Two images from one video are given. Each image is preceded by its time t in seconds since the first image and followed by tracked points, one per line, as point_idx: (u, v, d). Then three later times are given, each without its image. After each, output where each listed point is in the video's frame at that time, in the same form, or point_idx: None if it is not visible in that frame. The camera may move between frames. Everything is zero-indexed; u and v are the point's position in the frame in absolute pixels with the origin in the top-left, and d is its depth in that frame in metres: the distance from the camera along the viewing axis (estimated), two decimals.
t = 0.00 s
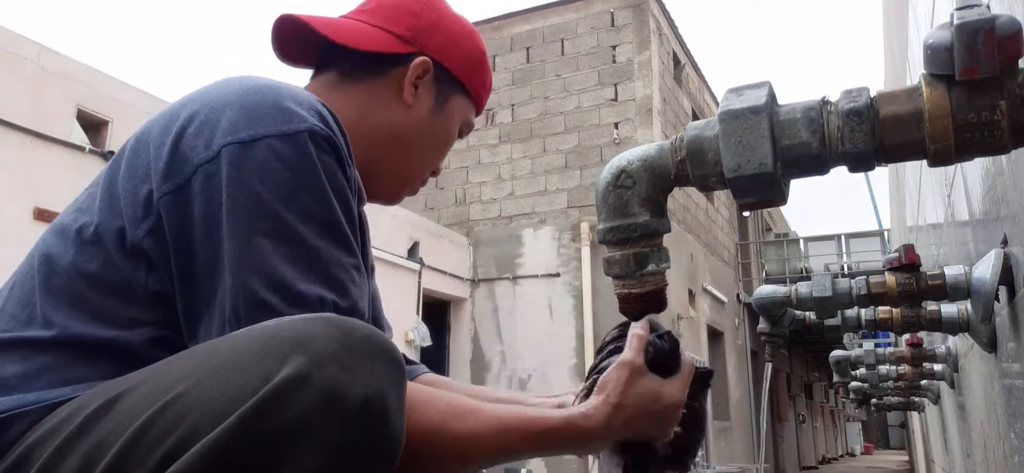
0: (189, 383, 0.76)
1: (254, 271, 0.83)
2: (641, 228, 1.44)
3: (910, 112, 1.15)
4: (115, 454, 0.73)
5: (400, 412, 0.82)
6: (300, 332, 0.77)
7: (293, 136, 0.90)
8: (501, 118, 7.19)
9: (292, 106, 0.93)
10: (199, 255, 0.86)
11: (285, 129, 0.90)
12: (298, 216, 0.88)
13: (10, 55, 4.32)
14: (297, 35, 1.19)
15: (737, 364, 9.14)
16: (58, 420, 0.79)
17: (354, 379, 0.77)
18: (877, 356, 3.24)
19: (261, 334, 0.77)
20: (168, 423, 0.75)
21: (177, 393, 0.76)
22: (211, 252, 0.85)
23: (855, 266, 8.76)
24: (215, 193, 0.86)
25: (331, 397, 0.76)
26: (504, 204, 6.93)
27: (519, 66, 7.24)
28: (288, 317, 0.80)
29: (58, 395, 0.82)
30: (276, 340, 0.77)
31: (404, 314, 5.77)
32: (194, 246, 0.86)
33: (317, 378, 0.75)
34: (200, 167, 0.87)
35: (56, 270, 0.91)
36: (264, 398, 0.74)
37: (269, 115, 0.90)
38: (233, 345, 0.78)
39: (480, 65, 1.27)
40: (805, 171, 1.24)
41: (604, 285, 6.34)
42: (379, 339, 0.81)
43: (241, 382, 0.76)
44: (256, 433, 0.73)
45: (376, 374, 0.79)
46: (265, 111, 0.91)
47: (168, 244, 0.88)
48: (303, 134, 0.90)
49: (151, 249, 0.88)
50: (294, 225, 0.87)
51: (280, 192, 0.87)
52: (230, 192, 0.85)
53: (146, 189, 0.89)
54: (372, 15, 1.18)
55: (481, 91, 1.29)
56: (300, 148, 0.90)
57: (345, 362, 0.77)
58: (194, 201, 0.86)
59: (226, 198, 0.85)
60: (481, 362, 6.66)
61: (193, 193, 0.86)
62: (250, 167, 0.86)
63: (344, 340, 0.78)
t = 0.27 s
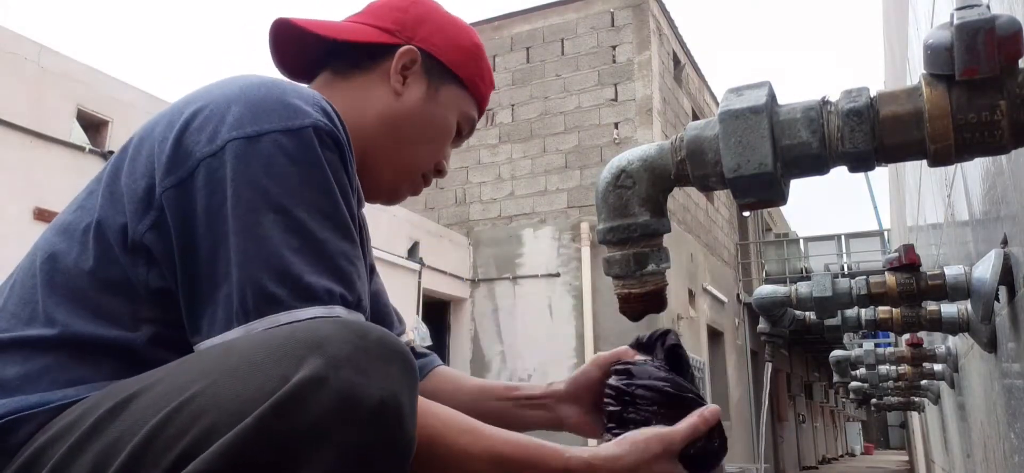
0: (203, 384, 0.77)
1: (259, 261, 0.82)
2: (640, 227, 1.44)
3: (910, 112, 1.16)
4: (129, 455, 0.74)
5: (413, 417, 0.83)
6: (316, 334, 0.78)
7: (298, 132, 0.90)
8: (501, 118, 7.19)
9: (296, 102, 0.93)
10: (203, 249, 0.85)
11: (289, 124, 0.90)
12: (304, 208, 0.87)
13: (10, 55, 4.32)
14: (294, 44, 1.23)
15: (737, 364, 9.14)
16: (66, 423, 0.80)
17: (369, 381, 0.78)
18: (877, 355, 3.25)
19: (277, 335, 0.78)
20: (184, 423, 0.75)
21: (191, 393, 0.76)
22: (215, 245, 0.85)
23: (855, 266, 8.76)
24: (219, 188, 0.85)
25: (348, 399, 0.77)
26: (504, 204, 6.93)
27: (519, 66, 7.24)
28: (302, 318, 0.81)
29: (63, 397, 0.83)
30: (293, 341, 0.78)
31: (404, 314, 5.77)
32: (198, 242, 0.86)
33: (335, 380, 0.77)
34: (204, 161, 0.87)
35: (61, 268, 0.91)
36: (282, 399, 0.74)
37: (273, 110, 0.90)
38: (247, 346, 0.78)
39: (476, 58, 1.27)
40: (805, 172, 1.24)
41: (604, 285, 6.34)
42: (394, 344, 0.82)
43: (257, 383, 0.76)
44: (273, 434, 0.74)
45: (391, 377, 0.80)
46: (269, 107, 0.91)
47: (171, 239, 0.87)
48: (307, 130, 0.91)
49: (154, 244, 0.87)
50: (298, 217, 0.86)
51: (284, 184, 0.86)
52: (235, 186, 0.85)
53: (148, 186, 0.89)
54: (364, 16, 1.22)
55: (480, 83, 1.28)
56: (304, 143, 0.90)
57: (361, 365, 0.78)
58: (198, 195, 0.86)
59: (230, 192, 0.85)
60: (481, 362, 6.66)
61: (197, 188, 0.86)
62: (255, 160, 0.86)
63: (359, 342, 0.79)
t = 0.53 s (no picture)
0: (194, 384, 0.77)
1: (281, 244, 0.83)
2: (641, 228, 1.44)
3: (910, 112, 1.15)
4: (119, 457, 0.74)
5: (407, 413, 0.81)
6: (308, 332, 0.77)
7: (315, 119, 0.91)
8: (501, 118, 7.19)
9: (311, 93, 0.94)
10: (223, 235, 0.85)
11: (306, 113, 0.91)
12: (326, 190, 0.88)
13: (10, 55, 4.32)
14: (299, 51, 1.25)
15: (738, 364, 9.14)
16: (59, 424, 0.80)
17: (361, 380, 0.77)
18: (877, 356, 3.25)
19: (269, 335, 0.77)
20: (174, 425, 0.75)
21: (182, 394, 0.76)
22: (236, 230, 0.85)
23: (855, 266, 8.76)
24: (238, 176, 0.85)
25: (338, 398, 0.75)
26: (504, 204, 6.93)
27: (519, 66, 7.24)
28: (296, 318, 0.80)
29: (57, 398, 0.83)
30: (282, 341, 0.77)
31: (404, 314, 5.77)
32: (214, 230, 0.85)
33: (324, 379, 0.75)
34: (222, 151, 0.87)
35: (64, 268, 0.90)
36: (271, 400, 0.74)
37: (288, 102, 0.92)
38: (239, 346, 0.78)
39: (482, 66, 1.27)
40: (805, 171, 1.24)
41: (603, 285, 6.34)
42: (386, 342, 0.80)
43: (248, 383, 0.76)
44: (263, 435, 0.73)
45: (384, 374, 0.79)
46: (284, 99, 0.92)
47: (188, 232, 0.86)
48: (323, 117, 0.92)
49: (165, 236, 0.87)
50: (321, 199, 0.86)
51: (306, 169, 0.87)
52: (257, 173, 0.85)
53: (162, 178, 0.88)
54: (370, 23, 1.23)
55: (484, 92, 1.28)
56: (322, 131, 0.91)
57: (353, 363, 0.77)
58: (216, 185, 0.86)
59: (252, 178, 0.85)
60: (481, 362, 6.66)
61: (214, 180, 0.86)
62: (275, 149, 0.87)
63: (350, 339, 0.78)
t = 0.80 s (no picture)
0: (193, 382, 0.77)
1: (344, 186, 0.88)
2: (641, 227, 1.44)
3: (910, 112, 1.15)
4: (120, 452, 0.75)
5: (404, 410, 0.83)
6: (309, 328, 0.79)
7: (335, 87, 1.00)
8: (501, 118, 7.19)
9: (319, 74, 1.03)
10: (278, 199, 0.87)
11: (325, 83, 1.00)
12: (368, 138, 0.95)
13: (10, 55, 4.32)
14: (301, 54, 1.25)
15: (738, 364, 9.15)
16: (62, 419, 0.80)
17: (359, 376, 0.78)
18: (877, 355, 3.25)
19: (269, 333, 0.79)
20: (172, 421, 0.76)
21: (181, 391, 0.77)
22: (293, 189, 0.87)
23: (855, 266, 8.76)
24: (284, 142, 0.91)
25: (338, 394, 0.77)
26: (504, 204, 6.93)
27: (519, 66, 7.24)
28: (294, 316, 0.81)
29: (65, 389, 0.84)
30: (282, 338, 0.78)
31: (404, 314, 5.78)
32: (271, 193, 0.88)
33: (324, 376, 0.77)
34: (258, 128, 0.92)
35: (90, 281, 0.90)
36: (273, 395, 0.75)
37: (303, 81, 1.00)
38: (237, 344, 0.79)
39: (483, 78, 1.27)
40: (805, 171, 1.24)
41: (603, 285, 6.34)
42: (386, 337, 0.81)
43: (247, 380, 0.77)
44: (263, 431, 0.74)
45: (382, 371, 0.80)
46: (298, 80, 1.00)
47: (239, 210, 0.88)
48: (341, 86, 1.01)
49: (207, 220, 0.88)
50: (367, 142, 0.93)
51: (347, 123, 0.94)
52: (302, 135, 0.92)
53: (195, 166, 0.91)
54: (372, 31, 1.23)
55: (485, 103, 1.28)
56: (347, 93, 1.00)
57: (352, 361, 0.78)
58: (262, 156, 0.90)
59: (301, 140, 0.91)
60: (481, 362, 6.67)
61: (258, 153, 0.90)
62: (311, 114, 0.94)
63: (349, 338, 0.79)
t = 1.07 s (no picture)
0: (187, 382, 0.81)
1: (352, 166, 0.93)
2: (641, 228, 1.44)
3: (910, 112, 1.16)
4: (114, 453, 0.78)
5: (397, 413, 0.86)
6: (304, 329, 0.83)
7: (336, 79, 1.06)
8: (501, 118, 7.19)
9: (320, 70, 1.09)
10: (287, 181, 0.93)
11: (326, 77, 1.06)
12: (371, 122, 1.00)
13: (10, 55, 4.32)
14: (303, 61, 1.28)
15: (738, 364, 9.14)
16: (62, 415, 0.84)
17: (353, 376, 0.81)
18: (877, 355, 3.24)
19: (263, 335, 0.83)
20: (166, 422, 0.79)
21: (176, 392, 0.80)
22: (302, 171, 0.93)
23: (856, 266, 8.76)
24: (292, 132, 0.96)
25: (334, 394, 0.79)
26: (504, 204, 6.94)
27: (519, 66, 7.24)
28: (288, 318, 0.85)
29: (67, 382, 0.89)
30: (276, 340, 0.82)
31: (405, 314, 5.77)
32: (280, 178, 0.93)
33: (318, 376, 0.80)
34: (266, 121, 0.98)
35: (105, 272, 0.96)
36: (267, 395, 0.78)
37: (305, 77, 1.06)
38: (231, 346, 0.83)
39: (478, 86, 1.35)
40: (805, 171, 1.24)
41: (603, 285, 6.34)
42: (379, 337, 0.86)
43: (242, 381, 0.80)
44: (258, 430, 0.77)
45: (375, 370, 0.84)
46: (301, 76, 1.07)
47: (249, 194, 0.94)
48: (341, 78, 1.08)
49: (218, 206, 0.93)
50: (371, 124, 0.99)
51: (352, 109, 1.00)
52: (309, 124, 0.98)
53: (205, 159, 0.97)
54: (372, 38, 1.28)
55: (480, 109, 1.35)
56: (349, 84, 1.06)
57: (345, 361, 0.82)
58: (271, 146, 0.96)
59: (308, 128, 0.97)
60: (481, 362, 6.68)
61: (267, 140, 0.96)
62: (315, 105, 1.00)
63: (340, 337, 0.83)
